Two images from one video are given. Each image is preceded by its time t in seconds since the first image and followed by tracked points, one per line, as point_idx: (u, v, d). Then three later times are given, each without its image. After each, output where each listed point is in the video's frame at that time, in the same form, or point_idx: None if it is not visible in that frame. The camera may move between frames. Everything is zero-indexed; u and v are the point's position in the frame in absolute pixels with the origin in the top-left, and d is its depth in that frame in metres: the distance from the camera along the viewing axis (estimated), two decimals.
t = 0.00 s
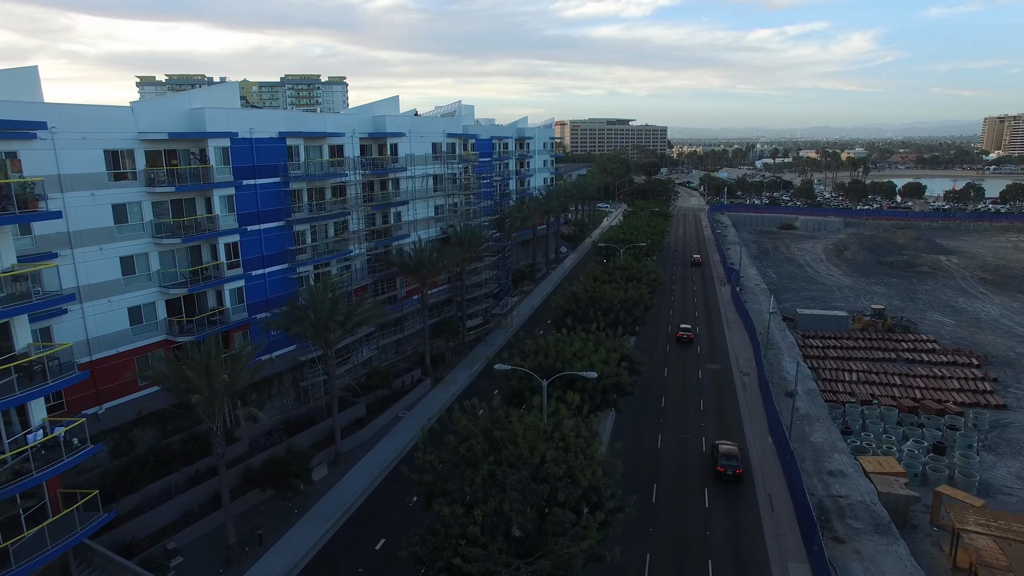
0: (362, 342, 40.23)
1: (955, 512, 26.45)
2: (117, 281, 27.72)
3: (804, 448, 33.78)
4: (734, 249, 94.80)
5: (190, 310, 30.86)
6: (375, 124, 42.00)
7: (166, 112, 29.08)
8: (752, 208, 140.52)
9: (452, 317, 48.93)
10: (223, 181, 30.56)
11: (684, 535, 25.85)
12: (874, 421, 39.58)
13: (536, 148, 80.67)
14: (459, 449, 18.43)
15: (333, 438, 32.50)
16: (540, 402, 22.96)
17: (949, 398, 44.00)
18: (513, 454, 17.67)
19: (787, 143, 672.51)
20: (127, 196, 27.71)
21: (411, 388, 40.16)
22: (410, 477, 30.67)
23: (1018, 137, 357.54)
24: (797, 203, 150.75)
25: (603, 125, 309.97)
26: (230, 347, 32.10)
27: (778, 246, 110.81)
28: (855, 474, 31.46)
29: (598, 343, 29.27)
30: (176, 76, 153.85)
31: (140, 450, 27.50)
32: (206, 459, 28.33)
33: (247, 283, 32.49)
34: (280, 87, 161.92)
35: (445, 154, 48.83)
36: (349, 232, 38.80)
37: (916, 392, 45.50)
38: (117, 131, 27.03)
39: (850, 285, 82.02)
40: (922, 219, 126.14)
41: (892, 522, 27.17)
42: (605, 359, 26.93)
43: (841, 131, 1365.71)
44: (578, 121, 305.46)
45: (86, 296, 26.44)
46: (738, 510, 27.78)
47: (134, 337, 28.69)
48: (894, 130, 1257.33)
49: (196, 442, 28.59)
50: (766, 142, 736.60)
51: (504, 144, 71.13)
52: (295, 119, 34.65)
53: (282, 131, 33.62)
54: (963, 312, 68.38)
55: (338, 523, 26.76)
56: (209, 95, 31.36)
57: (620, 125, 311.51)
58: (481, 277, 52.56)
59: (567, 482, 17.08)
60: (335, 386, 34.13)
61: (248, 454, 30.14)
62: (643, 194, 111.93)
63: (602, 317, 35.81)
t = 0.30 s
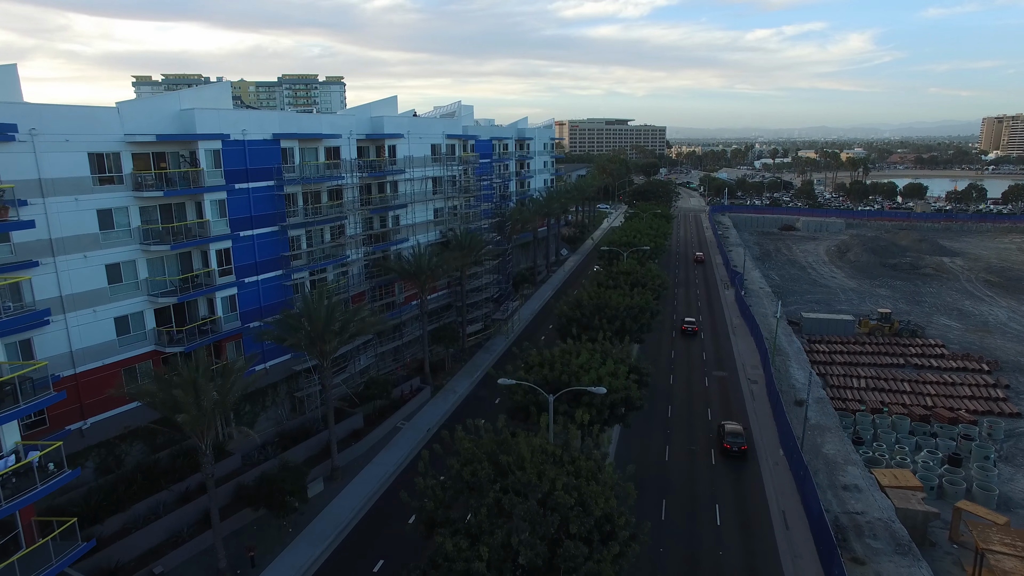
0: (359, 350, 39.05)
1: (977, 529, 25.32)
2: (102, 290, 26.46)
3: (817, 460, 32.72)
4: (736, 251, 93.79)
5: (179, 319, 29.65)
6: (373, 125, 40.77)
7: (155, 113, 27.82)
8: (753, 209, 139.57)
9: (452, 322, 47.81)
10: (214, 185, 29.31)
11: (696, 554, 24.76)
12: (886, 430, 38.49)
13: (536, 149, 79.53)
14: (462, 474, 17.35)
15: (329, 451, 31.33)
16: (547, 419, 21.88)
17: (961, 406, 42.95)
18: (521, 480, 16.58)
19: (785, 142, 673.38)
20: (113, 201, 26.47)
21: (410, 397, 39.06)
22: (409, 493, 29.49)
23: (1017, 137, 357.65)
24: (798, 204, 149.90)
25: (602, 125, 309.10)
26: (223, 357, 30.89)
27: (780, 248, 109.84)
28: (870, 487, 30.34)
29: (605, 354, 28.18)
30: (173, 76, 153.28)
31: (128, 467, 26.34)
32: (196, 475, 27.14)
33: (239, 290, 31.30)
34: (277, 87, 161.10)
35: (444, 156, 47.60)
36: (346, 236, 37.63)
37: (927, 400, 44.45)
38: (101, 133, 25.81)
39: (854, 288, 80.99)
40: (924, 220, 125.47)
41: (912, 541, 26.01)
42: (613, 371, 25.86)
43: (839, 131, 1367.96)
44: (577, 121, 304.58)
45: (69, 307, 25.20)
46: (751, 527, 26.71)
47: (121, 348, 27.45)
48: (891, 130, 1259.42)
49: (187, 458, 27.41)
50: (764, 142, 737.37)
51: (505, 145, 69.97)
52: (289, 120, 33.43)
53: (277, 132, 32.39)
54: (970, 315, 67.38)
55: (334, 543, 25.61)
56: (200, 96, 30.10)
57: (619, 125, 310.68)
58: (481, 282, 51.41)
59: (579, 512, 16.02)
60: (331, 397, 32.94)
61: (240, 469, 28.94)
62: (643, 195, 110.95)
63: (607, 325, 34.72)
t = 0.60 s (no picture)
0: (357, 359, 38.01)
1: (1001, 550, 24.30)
2: (88, 301, 25.32)
3: (831, 474, 31.68)
4: (739, 253, 92.86)
5: (171, 331, 28.54)
6: (371, 127, 39.65)
7: (143, 116, 26.66)
8: (754, 210, 138.65)
9: (452, 329, 46.77)
10: (205, 192, 28.20)
11: None
12: (899, 441, 37.47)
13: (537, 150, 78.40)
14: (467, 502, 16.33)
15: (326, 466, 30.28)
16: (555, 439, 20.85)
17: (974, 416, 41.96)
18: (530, 510, 15.56)
19: (785, 142, 674.04)
20: (100, 208, 25.32)
21: (410, 408, 38.01)
22: (408, 511, 28.46)
23: (1017, 138, 357.45)
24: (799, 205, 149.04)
25: (601, 125, 308.21)
26: (215, 369, 29.78)
27: (783, 250, 108.91)
28: (886, 503, 29.33)
29: (613, 368, 27.16)
30: (170, 76, 152.26)
31: (115, 486, 25.27)
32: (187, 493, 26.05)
33: (233, 300, 30.21)
34: (275, 87, 160.27)
35: (445, 159, 46.47)
36: (343, 242, 36.52)
37: (939, 409, 43.39)
38: (87, 138, 24.66)
39: (859, 291, 80.04)
40: (927, 221, 124.80)
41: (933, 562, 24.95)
42: (622, 386, 24.81)
43: (838, 131, 1369.69)
44: (576, 121, 303.66)
45: (52, 320, 24.06)
46: (765, 547, 25.65)
47: (109, 361, 26.31)
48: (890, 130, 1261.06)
49: (177, 476, 26.34)
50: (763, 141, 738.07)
51: (505, 147, 68.87)
52: (284, 123, 32.29)
53: (271, 136, 31.27)
54: (977, 319, 66.46)
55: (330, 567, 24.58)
56: (192, 98, 28.93)
57: (618, 125, 309.84)
58: (482, 288, 50.33)
59: (593, 546, 14.99)
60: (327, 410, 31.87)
61: (233, 486, 27.86)
62: (645, 196, 110.00)
63: (613, 334, 33.66)
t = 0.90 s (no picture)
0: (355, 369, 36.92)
1: None
2: (74, 314, 24.22)
3: (844, 490, 30.69)
4: (742, 256, 91.90)
5: (161, 344, 27.45)
6: (369, 131, 38.51)
7: (131, 120, 25.56)
8: (755, 212, 137.79)
9: (452, 337, 45.70)
10: (197, 199, 27.07)
11: None
12: (912, 453, 36.41)
13: (538, 152, 77.31)
14: (471, 537, 15.41)
15: (323, 484, 29.19)
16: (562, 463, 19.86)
17: (987, 425, 40.96)
18: (540, 547, 14.58)
19: (784, 142, 674.20)
20: (85, 217, 24.20)
21: (410, 419, 36.99)
22: (409, 530, 27.42)
23: (1017, 138, 357.13)
24: (801, 207, 148.16)
25: (600, 125, 307.33)
26: (208, 383, 28.71)
27: (785, 252, 107.97)
28: (903, 521, 28.31)
29: (620, 383, 26.19)
30: (167, 77, 151.30)
31: (102, 506, 24.16)
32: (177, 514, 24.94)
33: (226, 311, 29.11)
34: (273, 88, 159.45)
35: (445, 162, 45.38)
36: (341, 249, 35.42)
37: (951, 418, 42.34)
38: (71, 143, 23.53)
39: (864, 295, 79.11)
40: (929, 223, 124.08)
41: None
42: (631, 403, 23.82)
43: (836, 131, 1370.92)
44: (575, 121, 302.63)
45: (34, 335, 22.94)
46: (780, 570, 24.65)
47: (96, 377, 25.17)
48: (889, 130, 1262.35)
49: (167, 496, 25.24)
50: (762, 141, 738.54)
51: (506, 149, 67.73)
52: (279, 127, 31.17)
53: (266, 141, 30.14)
54: (985, 324, 65.53)
55: None
56: (183, 102, 27.89)
57: (617, 125, 309.01)
58: (482, 294, 49.24)
59: None
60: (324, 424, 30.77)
61: (225, 505, 26.75)
62: (646, 198, 108.96)
63: (619, 345, 32.68)
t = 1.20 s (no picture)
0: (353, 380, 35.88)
1: None
2: (57, 329, 23.13)
3: (859, 506, 29.72)
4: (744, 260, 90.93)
5: (150, 358, 26.39)
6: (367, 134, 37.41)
7: (119, 126, 24.45)
8: (757, 213, 136.83)
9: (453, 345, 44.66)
10: (188, 207, 25.96)
11: None
12: (926, 466, 35.37)
13: (539, 154, 76.22)
14: None
15: (319, 502, 28.14)
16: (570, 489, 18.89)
17: (1000, 436, 39.96)
18: None
19: (783, 142, 675.08)
20: (70, 227, 23.08)
21: (409, 432, 36.00)
22: (409, 551, 26.44)
23: (1016, 138, 356.86)
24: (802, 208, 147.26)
25: (600, 125, 306.34)
26: (200, 399, 27.64)
27: (787, 255, 106.98)
28: (920, 541, 27.33)
29: (629, 399, 25.23)
30: (164, 76, 150.01)
31: (88, 530, 23.15)
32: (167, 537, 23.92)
33: (218, 323, 28.03)
34: (271, 88, 158.45)
35: (445, 167, 44.31)
36: (338, 257, 34.33)
37: (964, 429, 41.29)
38: (55, 150, 22.41)
39: (868, 300, 78.13)
40: (932, 225, 123.33)
41: None
42: (640, 421, 22.84)
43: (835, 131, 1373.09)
44: (575, 121, 301.62)
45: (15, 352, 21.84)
46: None
47: (81, 394, 24.06)
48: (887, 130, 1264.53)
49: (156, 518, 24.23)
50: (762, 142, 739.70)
51: (506, 151, 66.62)
52: (273, 132, 30.06)
53: (260, 146, 29.03)
54: (993, 329, 64.59)
55: None
56: (173, 105, 26.80)
57: (617, 125, 308.10)
58: (483, 300, 48.20)
59: None
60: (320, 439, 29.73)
61: (217, 527, 25.72)
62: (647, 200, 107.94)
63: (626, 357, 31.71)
